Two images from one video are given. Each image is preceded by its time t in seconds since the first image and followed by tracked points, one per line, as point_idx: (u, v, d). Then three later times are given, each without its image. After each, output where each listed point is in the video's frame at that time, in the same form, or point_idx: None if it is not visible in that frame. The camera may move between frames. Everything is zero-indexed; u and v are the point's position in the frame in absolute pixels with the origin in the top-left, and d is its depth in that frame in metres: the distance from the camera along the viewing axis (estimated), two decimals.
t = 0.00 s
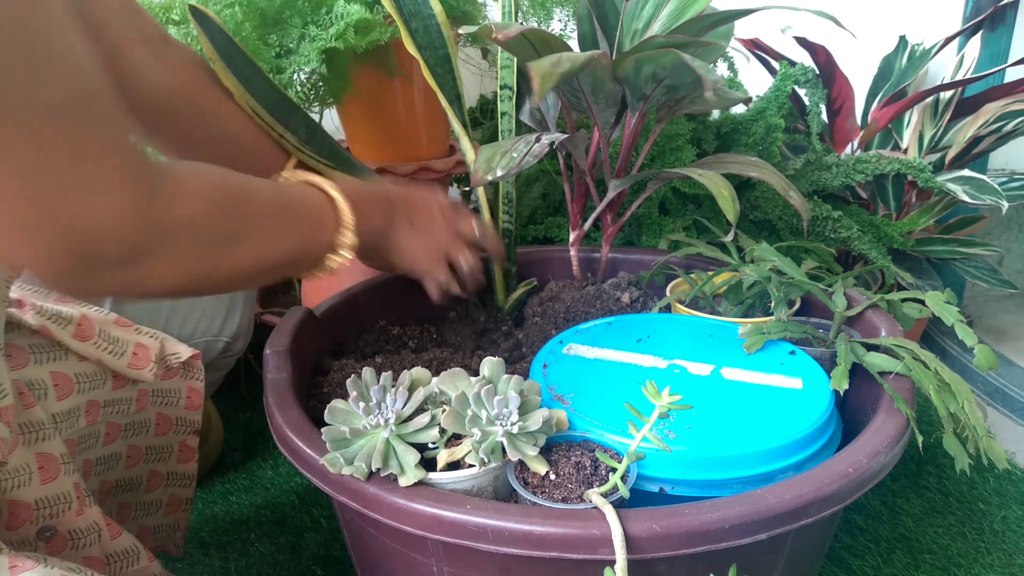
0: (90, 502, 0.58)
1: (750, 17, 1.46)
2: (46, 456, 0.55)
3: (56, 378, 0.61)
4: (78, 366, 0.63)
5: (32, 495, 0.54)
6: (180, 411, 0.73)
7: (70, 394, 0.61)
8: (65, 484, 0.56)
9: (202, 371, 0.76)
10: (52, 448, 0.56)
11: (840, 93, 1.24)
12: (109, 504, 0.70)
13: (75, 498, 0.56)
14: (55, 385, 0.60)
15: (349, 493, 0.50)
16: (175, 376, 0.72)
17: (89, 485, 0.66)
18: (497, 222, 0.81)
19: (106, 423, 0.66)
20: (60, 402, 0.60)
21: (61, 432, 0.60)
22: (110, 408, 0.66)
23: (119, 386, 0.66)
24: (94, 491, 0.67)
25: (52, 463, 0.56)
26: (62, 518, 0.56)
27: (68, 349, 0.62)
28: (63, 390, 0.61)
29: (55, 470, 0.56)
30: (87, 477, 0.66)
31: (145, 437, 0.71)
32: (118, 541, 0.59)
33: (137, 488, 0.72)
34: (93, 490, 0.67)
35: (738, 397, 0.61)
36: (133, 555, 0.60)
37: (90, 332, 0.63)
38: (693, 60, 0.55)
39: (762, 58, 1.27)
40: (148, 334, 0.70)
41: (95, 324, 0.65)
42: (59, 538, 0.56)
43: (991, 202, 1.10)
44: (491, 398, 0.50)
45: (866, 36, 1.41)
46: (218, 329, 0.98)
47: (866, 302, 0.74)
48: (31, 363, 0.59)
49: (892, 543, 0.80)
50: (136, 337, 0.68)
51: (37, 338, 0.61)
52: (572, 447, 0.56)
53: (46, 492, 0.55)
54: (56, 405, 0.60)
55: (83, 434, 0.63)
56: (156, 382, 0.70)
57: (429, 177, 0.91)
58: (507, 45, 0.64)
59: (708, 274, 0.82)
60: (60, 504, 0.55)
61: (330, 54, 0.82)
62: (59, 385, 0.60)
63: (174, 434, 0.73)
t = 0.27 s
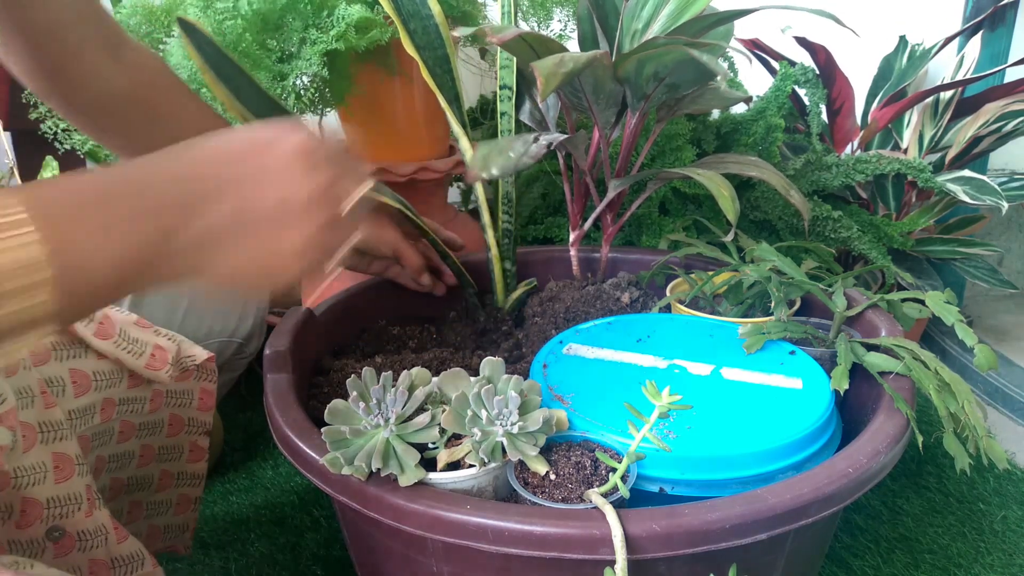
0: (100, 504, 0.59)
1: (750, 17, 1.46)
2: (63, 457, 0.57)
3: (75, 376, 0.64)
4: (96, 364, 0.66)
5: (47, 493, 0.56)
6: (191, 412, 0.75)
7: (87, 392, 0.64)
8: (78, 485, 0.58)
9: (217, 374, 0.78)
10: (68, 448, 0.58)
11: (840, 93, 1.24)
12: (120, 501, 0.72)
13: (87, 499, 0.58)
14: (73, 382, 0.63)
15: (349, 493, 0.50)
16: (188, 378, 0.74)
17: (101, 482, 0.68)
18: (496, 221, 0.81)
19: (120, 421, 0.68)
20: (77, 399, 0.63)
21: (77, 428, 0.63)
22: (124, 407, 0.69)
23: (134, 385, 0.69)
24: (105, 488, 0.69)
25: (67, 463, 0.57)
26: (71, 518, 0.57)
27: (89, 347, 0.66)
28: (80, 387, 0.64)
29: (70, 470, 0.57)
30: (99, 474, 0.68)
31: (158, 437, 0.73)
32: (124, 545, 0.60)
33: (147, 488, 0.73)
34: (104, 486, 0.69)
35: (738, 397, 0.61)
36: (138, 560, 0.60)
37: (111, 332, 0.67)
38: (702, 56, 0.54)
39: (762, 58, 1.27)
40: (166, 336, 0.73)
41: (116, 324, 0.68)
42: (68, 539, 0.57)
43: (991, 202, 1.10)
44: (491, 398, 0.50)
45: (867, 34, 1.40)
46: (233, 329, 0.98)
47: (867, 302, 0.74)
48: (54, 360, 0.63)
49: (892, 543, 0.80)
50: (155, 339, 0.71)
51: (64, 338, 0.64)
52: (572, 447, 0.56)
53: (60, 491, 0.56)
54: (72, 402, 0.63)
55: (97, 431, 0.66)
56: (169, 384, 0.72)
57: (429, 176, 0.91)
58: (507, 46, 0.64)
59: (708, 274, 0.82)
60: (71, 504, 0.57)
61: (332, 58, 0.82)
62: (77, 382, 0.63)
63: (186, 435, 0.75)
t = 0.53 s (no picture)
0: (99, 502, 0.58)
1: (749, 17, 1.46)
2: (66, 454, 0.56)
3: (79, 372, 0.63)
4: (100, 360, 0.64)
5: (46, 491, 0.55)
6: (184, 411, 0.73)
7: (89, 387, 0.63)
8: (79, 483, 0.57)
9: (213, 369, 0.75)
10: (72, 446, 0.57)
11: (840, 93, 1.24)
12: (125, 501, 0.73)
13: (87, 498, 0.57)
14: (77, 377, 0.62)
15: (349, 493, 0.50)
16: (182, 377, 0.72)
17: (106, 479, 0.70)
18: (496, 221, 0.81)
19: (120, 418, 0.68)
20: (77, 396, 0.62)
21: (78, 424, 0.63)
22: (125, 403, 0.68)
23: (134, 381, 0.68)
24: (111, 485, 0.71)
25: (70, 461, 0.56)
26: (70, 516, 0.56)
27: (93, 343, 0.64)
28: (84, 382, 0.63)
29: (73, 468, 0.57)
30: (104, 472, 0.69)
31: (158, 437, 0.73)
32: (121, 545, 0.59)
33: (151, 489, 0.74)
34: (110, 484, 0.71)
35: (738, 397, 0.61)
36: (134, 561, 0.60)
37: (116, 327, 0.65)
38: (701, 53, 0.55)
39: (762, 58, 1.27)
40: (169, 334, 0.69)
41: (120, 321, 0.65)
42: (67, 537, 0.56)
43: (991, 202, 1.10)
44: (491, 398, 0.50)
45: (866, 32, 1.41)
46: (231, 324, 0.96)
47: (867, 302, 0.74)
48: (57, 358, 0.61)
49: (892, 543, 0.80)
50: (157, 336, 0.68)
51: (64, 331, 0.62)
52: (572, 447, 0.56)
53: (59, 489, 0.56)
54: (75, 397, 0.62)
55: (97, 427, 0.66)
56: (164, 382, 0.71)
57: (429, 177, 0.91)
58: (506, 44, 0.63)
59: (708, 274, 0.82)
60: (70, 502, 0.56)
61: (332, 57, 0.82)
62: (81, 378, 0.63)
63: (187, 432, 0.74)
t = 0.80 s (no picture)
0: (73, 518, 0.55)
1: (749, 18, 1.46)
2: (28, 473, 0.52)
3: (27, 389, 0.57)
4: (47, 374, 0.59)
5: (14, 513, 0.51)
6: (144, 412, 0.72)
7: (40, 404, 0.58)
8: (49, 500, 0.53)
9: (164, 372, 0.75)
10: (34, 464, 0.53)
11: (840, 93, 1.24)
12: (128, 495, 0.72)
13: (59, 515, 0.53)
14: (26, 396, 0.56)
15: (349, 493, 0.50)
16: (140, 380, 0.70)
17: (107, 477, 0.69)
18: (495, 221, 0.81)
19: (73, 430, 0.63)
20: (30, 413, 0.57)
21: (34, 442, 0.57)
22: (74, 415, 0.63)
23: (83, 391, 0.63)
24: (112, 483, 0.70)
25: (35, 479, 0.52)
26: (45, 536, 0.52)
27: (38, 356, 0.58)
28: (32, 400, 0.57)
29: (39, 486, 0.52)
30: (103, 470, 0.69)
31: (112, 441, 0.69)
32: (105, 556, 0.56)
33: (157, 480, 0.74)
34: (111, 481, 0.70)
35: (738, 397, 0.61)
36: (121, 569, 0.57)
37: (60, 338, 0.59)
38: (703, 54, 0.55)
39: (762, 58, 1.27)
40: (116, 340, 0.67)
41: (65, 329, 0.61)
42: (43, 557, 0.52)
43: (991, 202, 1.10)
44: (491, 398, 0.50)
45: (866, 35, 1.41)
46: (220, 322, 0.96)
47: (866, 302, 0.74)
48: (3, 376, 0.55)
49: (892, 543, 0.80)
50: (104, 343, 0.65)
51: (7, 347, 0.55)
52: (572, 447, 0.56)
53: (29, 509, 0.52)
54: (27, 416, 0.56)
55: (52, 442, 0.61)
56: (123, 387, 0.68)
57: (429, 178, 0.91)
58: (506, 45, 0.64)
59: (708, 274, 0.82)
60: (41, 522, 0.52)
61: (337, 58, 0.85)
62: (30, 396, 0.57)
63: (139, 435, 0.72)
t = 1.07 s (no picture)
0: (76, 517, 0.55)
1: (750, 17, 1.45)
2: (32, 472, 0.52)
3: (31, 391, 0.57)
4: (51, 376, 0.59)
5: (17, 512, 0.51)
6: (148, 415, 0.72)
7: (44, 405, 0.58)
8: (52, 500, 0.53)
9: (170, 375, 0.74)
10: (39, 463, 0.53)
11: (840, 93, 1.24)
12: (126, 497, 0.72)
13: (62, 514, 0.53)
14: (31, 397, 0.56)
15: (349, 493, 0.50)
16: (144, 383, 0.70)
17: (108, 478, 0.69)
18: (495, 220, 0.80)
19: (77, 431, 0.63)
20: (35, 414, 0.57)
21: (37, 442, 0.57)
22: (79, 416, 0.63)
23: (88, 393, 0.63)
24: (113, 484, 0.70)
25: (38, 478, 0.52)
26: (48, 535, 0.52)
27: (42, 357, 0.57)
28: (37, 401, 0.57)
29: (42, 485, 0.52)
30: (104, 472, 0.68)
31: (114, 443, 0.69)
32: (107, 555, 0.56)
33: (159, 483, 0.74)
34: (112, 482, 0.70)
35: (738, 397, 0.61)
36: (123, 567, 0.56)
37: (66, 339, 0.59)
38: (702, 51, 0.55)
39: (762, 58, 1.27)
40: (122, 342, 0.66)
41: (70, 330, 0.60)
42: (46, 556, 0.52)
43: (991, 202, 1.10)
44: (491, 398, 0.50)
45: (866, 35, 1.41)
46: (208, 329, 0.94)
47: (866, 302, 0.74)
48: (8, 377, 0.55)
49: (892, 543, 0.80)
50: (110, 345, 0.64)
51: (12, 348, 0.55)
52: (572, 447, 0.56)
53: (32, 508, 0.52)
54: (31, 416, 0.56)
55: (55, 444, 0.61)
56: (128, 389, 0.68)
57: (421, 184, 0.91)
58: (506, 44, 0.64)
59: (708, 274, 0.82)
60: (44, 521, 0.52)
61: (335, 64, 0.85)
62: (34, 397, 0.57)
63: (142, 437, 0.72)
